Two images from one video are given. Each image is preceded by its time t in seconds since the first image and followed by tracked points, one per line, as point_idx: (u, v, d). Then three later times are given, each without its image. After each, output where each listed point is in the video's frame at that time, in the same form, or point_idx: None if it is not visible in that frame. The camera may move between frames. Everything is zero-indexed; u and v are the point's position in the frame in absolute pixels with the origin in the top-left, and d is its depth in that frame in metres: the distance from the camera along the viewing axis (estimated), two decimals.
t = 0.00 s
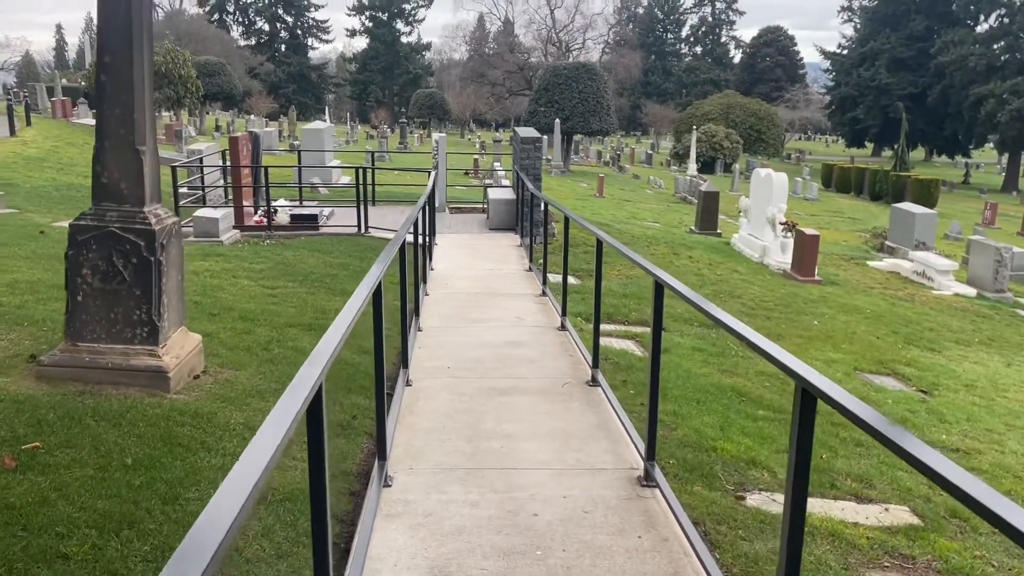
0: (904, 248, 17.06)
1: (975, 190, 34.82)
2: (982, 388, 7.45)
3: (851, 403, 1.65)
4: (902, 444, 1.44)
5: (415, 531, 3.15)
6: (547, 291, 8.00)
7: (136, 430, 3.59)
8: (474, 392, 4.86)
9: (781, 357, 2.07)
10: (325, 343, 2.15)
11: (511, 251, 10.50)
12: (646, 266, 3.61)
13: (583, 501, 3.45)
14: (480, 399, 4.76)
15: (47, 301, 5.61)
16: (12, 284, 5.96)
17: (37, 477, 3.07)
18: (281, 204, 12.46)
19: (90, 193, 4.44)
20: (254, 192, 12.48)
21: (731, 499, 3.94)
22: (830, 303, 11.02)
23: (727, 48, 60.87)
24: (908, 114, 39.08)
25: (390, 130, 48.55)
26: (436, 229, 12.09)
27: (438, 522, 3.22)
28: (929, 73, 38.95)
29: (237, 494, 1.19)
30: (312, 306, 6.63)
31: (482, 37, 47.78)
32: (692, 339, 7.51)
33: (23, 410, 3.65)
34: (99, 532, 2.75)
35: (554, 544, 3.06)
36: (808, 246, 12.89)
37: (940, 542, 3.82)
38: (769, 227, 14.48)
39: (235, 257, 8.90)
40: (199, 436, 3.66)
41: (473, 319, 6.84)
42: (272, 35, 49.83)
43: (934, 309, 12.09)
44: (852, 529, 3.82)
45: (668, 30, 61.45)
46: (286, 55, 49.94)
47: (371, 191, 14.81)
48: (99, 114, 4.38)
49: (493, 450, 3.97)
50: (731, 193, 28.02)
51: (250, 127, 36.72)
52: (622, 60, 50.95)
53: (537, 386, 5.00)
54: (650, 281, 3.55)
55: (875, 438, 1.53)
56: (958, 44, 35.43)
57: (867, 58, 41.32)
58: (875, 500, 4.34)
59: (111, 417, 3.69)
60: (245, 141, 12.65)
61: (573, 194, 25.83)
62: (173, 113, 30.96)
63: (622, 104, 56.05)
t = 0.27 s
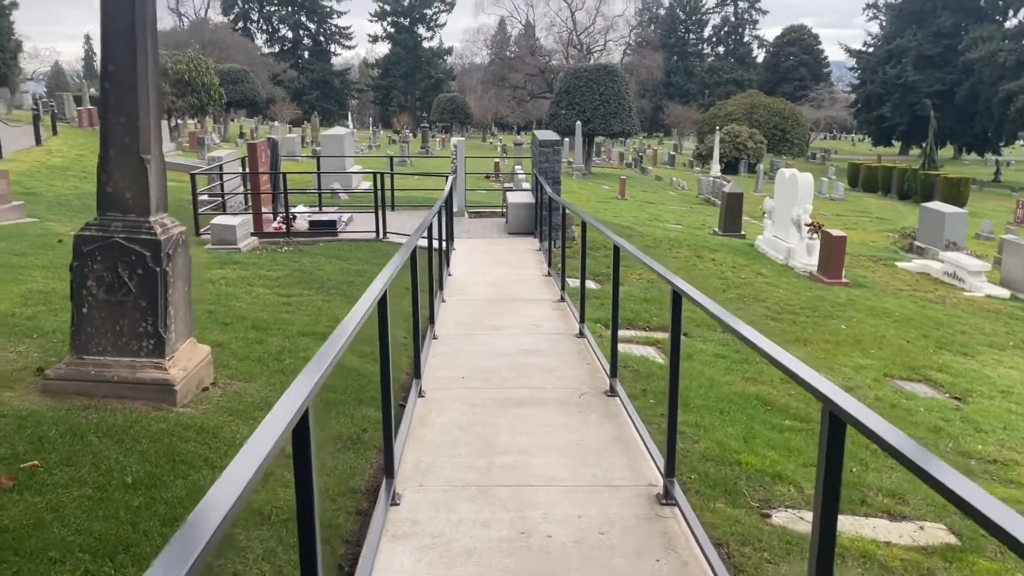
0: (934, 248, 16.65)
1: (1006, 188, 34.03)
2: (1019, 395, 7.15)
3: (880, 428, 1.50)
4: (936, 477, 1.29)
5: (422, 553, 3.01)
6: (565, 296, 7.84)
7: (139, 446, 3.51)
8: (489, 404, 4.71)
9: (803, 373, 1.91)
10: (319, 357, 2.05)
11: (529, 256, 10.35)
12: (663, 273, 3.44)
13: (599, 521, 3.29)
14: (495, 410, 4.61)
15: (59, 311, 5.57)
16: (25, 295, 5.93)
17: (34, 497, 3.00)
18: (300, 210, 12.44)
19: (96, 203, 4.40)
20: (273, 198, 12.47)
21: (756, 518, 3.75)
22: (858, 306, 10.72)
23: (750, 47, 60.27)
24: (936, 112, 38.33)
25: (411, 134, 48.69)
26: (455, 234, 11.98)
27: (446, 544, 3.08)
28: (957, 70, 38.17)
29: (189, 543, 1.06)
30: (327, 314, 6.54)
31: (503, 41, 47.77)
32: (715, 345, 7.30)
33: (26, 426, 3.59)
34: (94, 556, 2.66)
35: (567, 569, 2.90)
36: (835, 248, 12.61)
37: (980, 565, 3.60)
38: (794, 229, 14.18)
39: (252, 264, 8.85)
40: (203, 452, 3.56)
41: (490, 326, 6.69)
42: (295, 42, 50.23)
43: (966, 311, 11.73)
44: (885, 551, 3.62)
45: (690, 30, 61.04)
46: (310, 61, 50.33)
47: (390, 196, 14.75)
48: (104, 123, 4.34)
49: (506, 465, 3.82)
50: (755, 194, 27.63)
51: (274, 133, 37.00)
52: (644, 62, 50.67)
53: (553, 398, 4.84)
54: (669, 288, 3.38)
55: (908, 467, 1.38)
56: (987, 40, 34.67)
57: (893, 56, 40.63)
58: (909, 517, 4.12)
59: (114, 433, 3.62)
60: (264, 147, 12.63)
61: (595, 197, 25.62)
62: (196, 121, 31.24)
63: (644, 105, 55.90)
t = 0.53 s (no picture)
0: (964, 251, 16.23)
1: None
2: None
3: (909, 478, 1.34)
4: (971, 537, 1.13)
5: None
6: (582, 307, 7.67)
7: (136, 475, 3.43)
8: (500, 424, 4.56)
9: (825, 406, 1.75)
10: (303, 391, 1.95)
11: (546, 265, 10.20)
12: (677, 291, 3.26)
13: (612, 553, 3.12)
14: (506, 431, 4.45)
15: (67, 330, 5.52)
16: (34, 313, 5.90)
17: (24, 531, 2.92)
18: (316, 220, 12.40)
19: (94, 223, 4.35)
20: (289, 210, 12.45)
21: (780, 547, 3.55)
22: (886, 313, 10.42)
23: (772, 48, 59.66)
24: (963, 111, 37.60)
25: (432, 141, 48.77)
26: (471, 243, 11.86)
27: None
28: (985, 67, 37.42)
29: None
30: (337, 328, 6.45)
31: (523, 46, 47.72)
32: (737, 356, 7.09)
33: (23, 456, 3.54)
34: None
35: None
36: (861, 253, 12.31)
37: None
38: (819, 234, 13.89)
39: (266, 277, 8.80)
40: (202, 479, 3.47)
41: (504, 340, 6.54)
42: (316, 51, 50.59)
43: (999, 317, 11.36)
44: None
45: (711, 33, 60.63)
46: (330, 69, 50.63)
47: (408, 205, 14.68)
48: (102, 141, 4.29)
49: (516, 492, 3.66)
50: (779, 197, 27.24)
51: (294, 142, 37.22)
52: (664, 64, 50.36)
53: (567, 416, 4.68)
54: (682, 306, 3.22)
55: (941, 524, 1.22)
56: (1015, 37, 33.95)
57: (918, 54, 39.95)
58: (943, 544, 3.89)
59: (111, 462, 3.55)
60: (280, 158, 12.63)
61: (615, 202, 25.40)
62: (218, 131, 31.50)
63: (665, 108, 55.50)
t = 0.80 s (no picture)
0: (962, 256, 16.14)
1: None
2: None
3: (904, 507, 1.24)
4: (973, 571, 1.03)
5: None
6: (576, 315, 7.56)
7: (109, 494, 3.39)
8: (490, 436, 4.44)
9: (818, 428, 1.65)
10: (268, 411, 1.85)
11: (541, 272, 10.10)
12: (669, 301, 3.16)
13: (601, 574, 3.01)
14: (496, 444, 4.33)
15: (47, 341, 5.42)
16: (15, 324, 5.80)
17: None
18: (310, 228, 12.31)
19: (70, 233, 4.28)
20: (283, 217, 12.36)
21: (774, 563, 3.45)
22: (884, 319, 10.32)
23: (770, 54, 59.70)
24: (960, 116, 37.59)
25: (431, 149, 48.78)
26: (466, 250, 11.76)
27: None
28: (981, 73, 37.42)
29: None
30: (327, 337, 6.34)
31: (521, 54, 47.77)
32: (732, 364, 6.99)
33: None
34: None
35: None
36: (859, 258, 12.21)
37: None
38: (817, 239, 13.80)
39: (257, 286, 8.70)
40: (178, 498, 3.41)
41: (497, 349, 6.42)
42: (315, 60, 50.65)
43: (997, 323, 11.26)
44: None
45: (708, 39, 60.75)
46: (328, 78, 50.60)
47: (402, 212, 14.58)
48: (79, 148, 4.23)
49: (504, 507, 3.54)
50: (776, 203, 27.19)
51: (292, 150, 37.17)
52: (662, 71, 50.36)
53: (558, 428, 4.56)
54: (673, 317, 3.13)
55: (935, 556, 1.12)
56: (1011, 42, 33.95)
57: (915, 60, 39.98)
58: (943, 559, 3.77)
59: (86, 481, 3.51)
60: (274, 166, 12.53)
61: (613, 208, 25.32)
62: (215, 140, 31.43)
63: (663, 115, 55.55)
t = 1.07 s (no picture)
0: (922, 269, 16.38)
1: (991, 207, 34.04)
2: (1014, 428, 6.76)
3: (869, 543, 1.13)
4: None
5: None
6: (539, 325, 7.45)
7: (31, 516, 3.29)
8: (445, 452, 4.29)
9: (776, 453, 1.53)
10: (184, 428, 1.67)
11: (505, 281, 9.97)
12: (628, 315, 3.05)
13: None
14: (451, 460, 4.18)
15: None
16: None
17: None
18: (270, 234, 12.05)
19: None
20: (242, 222, 12.08)
21: None
22: (846, 332, 10.37)
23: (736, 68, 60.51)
24: (920, 132, 38.40)
25: (399, 155, 48.44)
26: (430, 259, 11.59)
27: None
28: (941, 90, 38.30)
29: None
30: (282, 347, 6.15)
31: (491, 62, 47.74)
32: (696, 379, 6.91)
33: None
34: None
35: None
36: (822, 270, 12.30)
37: None
38: (781, 251, 13.89)
39: (211, 292, 8.44)
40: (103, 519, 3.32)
41: (456, 360, 6.27)
42: (282, 64, 50.08)
43: (956, 336, 11.39)
44: None
45: (676, 52, 61.43)
46: (297, 82, 50.04)
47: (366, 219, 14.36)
48: (9, 149, 4.10)
49: (455, 529, 3.40)
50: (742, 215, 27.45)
51: (258, 155, 36.63)
52: (631, 82, 50.74)
53: (516, 443, 4.42)
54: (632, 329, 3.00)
55: None
56: (969, 60, 34.79)
57: (877, 76, 40.80)
58: None
59: (8, 501, 3.41)
60: (233, 170, 12.23)
61: (581, 217, 25.33)
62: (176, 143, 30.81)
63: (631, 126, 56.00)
